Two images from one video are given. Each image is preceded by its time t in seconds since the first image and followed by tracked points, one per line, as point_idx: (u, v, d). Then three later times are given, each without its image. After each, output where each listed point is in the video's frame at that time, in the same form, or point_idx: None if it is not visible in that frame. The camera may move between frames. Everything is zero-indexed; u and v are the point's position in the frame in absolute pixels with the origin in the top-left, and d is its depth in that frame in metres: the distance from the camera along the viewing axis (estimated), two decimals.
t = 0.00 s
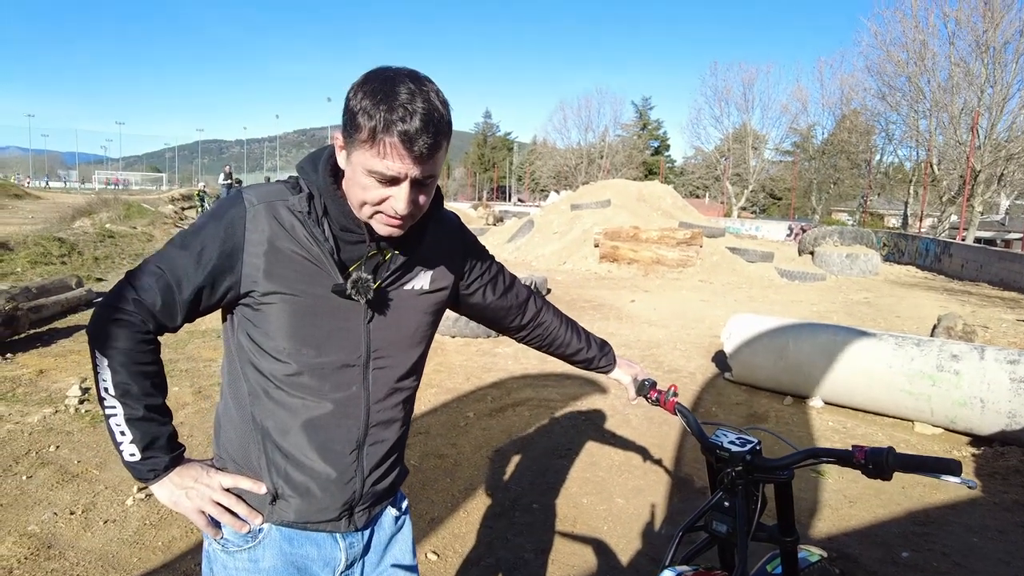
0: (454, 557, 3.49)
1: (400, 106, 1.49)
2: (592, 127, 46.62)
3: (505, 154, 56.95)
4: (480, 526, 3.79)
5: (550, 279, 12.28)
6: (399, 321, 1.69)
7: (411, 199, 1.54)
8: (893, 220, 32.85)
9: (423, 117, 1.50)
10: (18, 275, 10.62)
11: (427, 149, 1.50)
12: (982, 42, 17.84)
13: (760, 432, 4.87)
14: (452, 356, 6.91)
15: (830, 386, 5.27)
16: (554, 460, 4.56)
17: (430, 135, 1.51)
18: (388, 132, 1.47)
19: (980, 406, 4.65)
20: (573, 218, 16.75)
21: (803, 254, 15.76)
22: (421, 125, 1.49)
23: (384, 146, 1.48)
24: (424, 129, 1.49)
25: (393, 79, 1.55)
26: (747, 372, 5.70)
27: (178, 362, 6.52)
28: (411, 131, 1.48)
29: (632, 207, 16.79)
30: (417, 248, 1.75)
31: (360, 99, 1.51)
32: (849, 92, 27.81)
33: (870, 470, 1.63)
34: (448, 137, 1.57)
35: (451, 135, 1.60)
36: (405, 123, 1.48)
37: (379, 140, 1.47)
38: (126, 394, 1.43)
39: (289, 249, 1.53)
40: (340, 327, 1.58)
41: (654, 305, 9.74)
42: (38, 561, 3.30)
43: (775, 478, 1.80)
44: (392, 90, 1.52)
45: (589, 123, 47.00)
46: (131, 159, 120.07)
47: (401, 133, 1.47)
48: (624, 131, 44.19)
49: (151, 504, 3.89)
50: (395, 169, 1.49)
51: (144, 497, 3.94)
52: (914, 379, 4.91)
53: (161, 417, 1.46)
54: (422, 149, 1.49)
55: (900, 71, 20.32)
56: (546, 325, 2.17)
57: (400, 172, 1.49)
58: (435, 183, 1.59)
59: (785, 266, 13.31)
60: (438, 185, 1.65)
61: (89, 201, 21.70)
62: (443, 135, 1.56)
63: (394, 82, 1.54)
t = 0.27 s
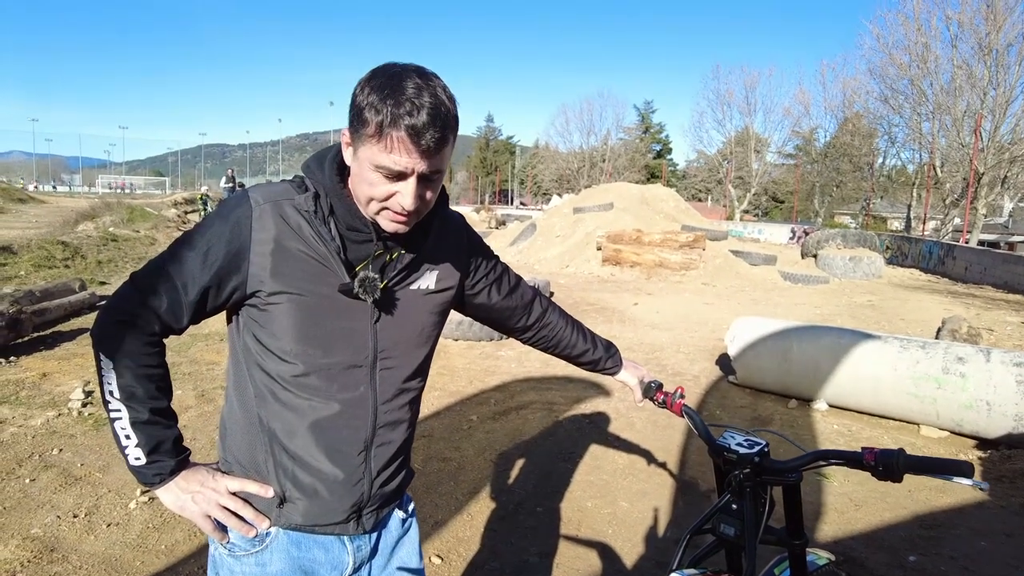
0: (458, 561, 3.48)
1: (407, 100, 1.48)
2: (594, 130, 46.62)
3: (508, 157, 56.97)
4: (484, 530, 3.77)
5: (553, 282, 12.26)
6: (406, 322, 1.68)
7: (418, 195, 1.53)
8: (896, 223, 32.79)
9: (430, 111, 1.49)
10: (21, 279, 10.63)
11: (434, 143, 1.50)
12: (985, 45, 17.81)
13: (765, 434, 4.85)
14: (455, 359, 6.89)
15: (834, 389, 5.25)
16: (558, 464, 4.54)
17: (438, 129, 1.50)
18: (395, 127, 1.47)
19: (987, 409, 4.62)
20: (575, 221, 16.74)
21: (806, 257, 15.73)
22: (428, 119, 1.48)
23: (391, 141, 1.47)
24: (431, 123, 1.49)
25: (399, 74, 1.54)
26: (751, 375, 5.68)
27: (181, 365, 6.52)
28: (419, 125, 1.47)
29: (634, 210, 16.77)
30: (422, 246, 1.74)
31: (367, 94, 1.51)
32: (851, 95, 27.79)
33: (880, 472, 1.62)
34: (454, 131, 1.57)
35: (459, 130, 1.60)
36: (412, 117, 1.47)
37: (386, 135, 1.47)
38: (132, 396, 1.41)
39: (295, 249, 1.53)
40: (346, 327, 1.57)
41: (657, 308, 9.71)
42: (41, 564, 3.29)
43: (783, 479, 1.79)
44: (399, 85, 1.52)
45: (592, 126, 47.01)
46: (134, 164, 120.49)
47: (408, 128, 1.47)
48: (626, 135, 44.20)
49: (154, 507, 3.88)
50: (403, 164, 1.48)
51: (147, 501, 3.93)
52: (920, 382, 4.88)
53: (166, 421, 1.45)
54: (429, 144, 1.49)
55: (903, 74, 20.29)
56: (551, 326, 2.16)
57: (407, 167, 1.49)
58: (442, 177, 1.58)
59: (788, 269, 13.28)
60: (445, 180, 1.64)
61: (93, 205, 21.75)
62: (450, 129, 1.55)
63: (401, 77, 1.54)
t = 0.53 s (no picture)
0: (460, 563, 3.48)
1: (410, 101, 1.49)
2: (595, 132, 46.66)
3: (510, 159, 56.99)
4: (487, 532, 3.77)
5: (555, 284, 12.26)
6: (409, 322, 1.69)
7: (422, 195, 1.54)
8: (898, 225, 32.75)
9: (433, 111, 1.50)
10: (24, 281, 10.66)
11: (437, 143, 1.50)
12: (987, 46, 17.80)
13: (767, 436, 4.85)
14: (457, 361, 6.90)
15: (837, 391, 5.24)
16: (560, 465, 4.54)
17: (441, 129, 1.51)
18: (399, 127, 1.47)
19: (990, 411, 4.61)
20: (577, 223, 16.75)
21: (808, 259, 15.72)
22: (431, 119, 1.49)
23: (394, 141, 1.48)
24: (434, 123, 1.49)
25: (402, 75, 1.55)
26: (753, 377, 5.68)
27: (183, 367, 6.53)
28: (422, 125, 1.48)
29: (636, 212, 16.77)
30: (425, 247, 1.75)
31: (370, 95, 1.52)
32: (853, 97, 27.79)
33: (882, 473, 1.62)
34: (458, 131, 1.57)
35: (462, 130, 1.61)
36: (415, 117, 1.48)
37: (389, 135, 1.48)
38: (135, 397, 1.42)
39: (300, 250, 1.53)
40: (349, 328, 1.57)
41: (659, 310, 9.71)
42: (45, 566, 3.30)
43: (786, 481, 1.79)
44: (402, 86, 1.53)
45: (593, 128, 47.04)
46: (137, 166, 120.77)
47: (412, 127, 1.48)
48: (628, 136, 44.23)
49: (157, 509, 3.88)
50: (406, 164, 1.49)
51: (150, 503, 3.94)
52: (922, 384, 4.87)
53: (171, 422, 1.46)
54: (432, 143, 1.49)
55: (905, 75, 20.29)
56: (554, 327, 2.16)
57: (410, 167, 1.49)
58: (445, 177, 1.59)
59: (790, 271, 13.28)
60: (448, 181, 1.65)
61: (96, 208, 21.80)
62: (453, 129, 1.56)
63: (404, 78, 1.55)
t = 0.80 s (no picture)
0: (462, 565, 3.47)
1: (409, 104, 1.49)
2: (597, 134, 46.66)
3: (511, 161, 56.95)
4: (489, 534, 3.77)
5: (556, 286, 12.24)
6: (411, 324, 1.69)
7: (423, 199, 1.54)
8: (901, 226, 32.72)
9: (432, 115, 1.50)
10: (27, 283, 10.67)
11: (437, 146, 1.50)
12: (989, 47, 17.77)
13: (770, 437, 4.83)
14: (459, 363, 6.89)
15: (840, 393, 5.23)
16: (562, 468, 4.53)
17: (440, 132, 1.51)
18: (398, 131, 1.47)
19: (994, 413, 4.60)
20: (578, 225, 16.74)
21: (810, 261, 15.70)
22: (430, 123, 1.49)
23: (393, 145, 1.48)
24: (433, 126, 1.49)
25: (401, 80, 1.55)
26: (756, 379, 5.66)
27: (185, 370, 6.52)
28: (421, 129, 1.48)
29: (638, 214, 16.75)
30: (427, 250, 1.74)
31: (369, 100, 1.52)
32: (855, 99, 27.78)
33: (887, 475, 1.61)
34: (457, 136, 1.58)
35: (461, 133, 1.60)
36: (414, 122, 1.48)
37: (388, 139, 1.48)
38: (136, 400, 1.41)
39: (301, 251, 1.53)
40: (351, 330, 1.57)
41: (661, 312, 9.70)
42: (46, 568, 3.30)
43: (789, 483, 1.78)
44: (400, 90, 1.53)
45: (595, 130, 47.04)
46: (139, 169, 121.01)
47: (411, 132, 1.48)
48: (629, 138, 44.23)
49: (159, 511, 3.88)
50: (406, 169, 1.49)
51: (152, 505, 3.93)
52: (925, 385, 4.86)
53: (173, 424, 1.45)
54: (432, 148, 1.49)
55: (906, 77, 20.28)
56: (555, 328, 2.15)
57: (411, 172, 1.49)
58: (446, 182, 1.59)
59: (793, 272, 13.26)
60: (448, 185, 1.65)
61: (98, 210, 21.83)
62: (452, 133, 1.55)
63: (403, 82, 1.55)
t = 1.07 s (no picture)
0: (465, 568, 3.45)
1: (408, 95, 1.50)
2: (598, 136, 46.68)
3: (513, 162, 56.97)
4: (491, 537, 3.75)
5: (558, 287, 12.24)
6: (415, 326, 1.68)
7: (422, 191, 1.52)
8: (902, 227, 32.69)
9: (431, 105, 1.50)
10: (29, 286, 10.68)
11: (435, 137, 1.49)
12: (990, 48, 17.77)
13: (773, 439, 4.81)
14: (461, 364, 6.89)
15: (843, 395, 5.21)
16: (564, 470, 4.52)
17: (439, 123, 1.50)
18: (396, 120, 1.48)
19: (998, 414, 4.58)
20: (580, 227, 16.74)
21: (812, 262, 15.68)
22: (429, 114, 1.49)
23: (391, 134, 1.48)
24: (431, 116, 1.49)
25: (403, 73, 1.56)
26: (758, 380, 5.65)
27: (187, 372, 6.52)
28: (419, 119, 1.48)
29: (639, 215, 16.74)
30: (431, 252, 1.73)
31: (370, 92, 1.53)
32: (856, 100, 27.76)
33: (894, 478, 1.60)
34: (457, 129, 1.57)
35: (463, 126, 1.60)
36: (412, 111, 1.48)
37: (387, 129, 1.48)
38: (138, 403, 1.41)
39: (305, 253, 1.52)
40: (354, 332, 1.56)
41: (663, 314, 9.69)
42: (47, 572, 3.29)
43: (795, 486, 1.77)
44: (401, 82, 1.54)
45: (596, 132, 47.07)
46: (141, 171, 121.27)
47: (409, 122, 1.48)
48: (630, 140, 44.23)
49: (161, 514, 3.87)
50: (404, 159, 1.48)
51: (154, 507, 3.93)
52: (929, 387, 4.84)
53: (175, 427, 1.45)
54: (430, 138, 1.49)
55: (908, 78, 20.27)
56: (559, 331, 2.14)
57: (409, 163, 1.48)
58: (446, 175, 1.57)
59: (795, 274, 13.25)
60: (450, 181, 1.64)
61: (100, 212, 21.86)
62: (453, 126, 1.55)
63: (404, 75, 1.56)
